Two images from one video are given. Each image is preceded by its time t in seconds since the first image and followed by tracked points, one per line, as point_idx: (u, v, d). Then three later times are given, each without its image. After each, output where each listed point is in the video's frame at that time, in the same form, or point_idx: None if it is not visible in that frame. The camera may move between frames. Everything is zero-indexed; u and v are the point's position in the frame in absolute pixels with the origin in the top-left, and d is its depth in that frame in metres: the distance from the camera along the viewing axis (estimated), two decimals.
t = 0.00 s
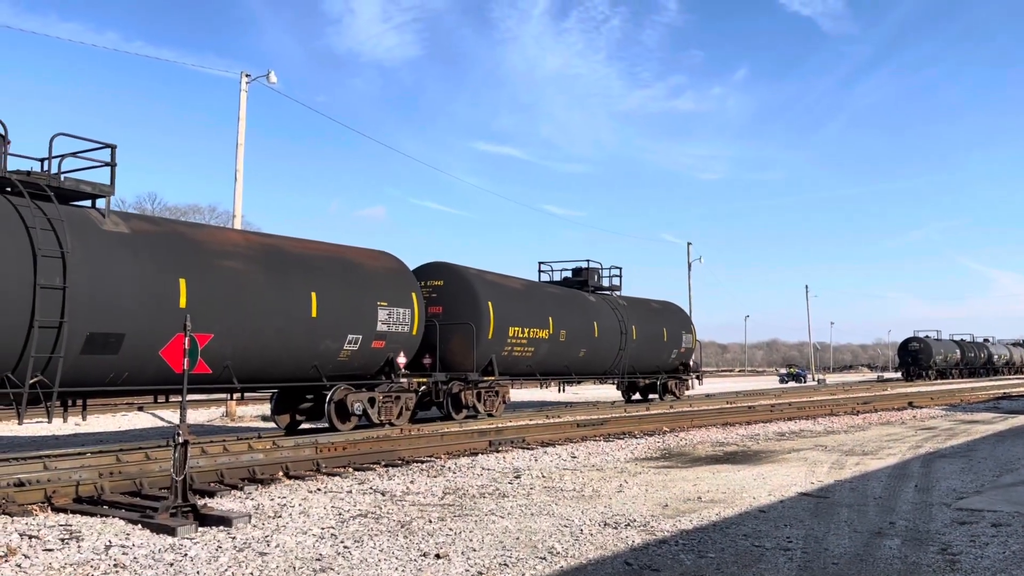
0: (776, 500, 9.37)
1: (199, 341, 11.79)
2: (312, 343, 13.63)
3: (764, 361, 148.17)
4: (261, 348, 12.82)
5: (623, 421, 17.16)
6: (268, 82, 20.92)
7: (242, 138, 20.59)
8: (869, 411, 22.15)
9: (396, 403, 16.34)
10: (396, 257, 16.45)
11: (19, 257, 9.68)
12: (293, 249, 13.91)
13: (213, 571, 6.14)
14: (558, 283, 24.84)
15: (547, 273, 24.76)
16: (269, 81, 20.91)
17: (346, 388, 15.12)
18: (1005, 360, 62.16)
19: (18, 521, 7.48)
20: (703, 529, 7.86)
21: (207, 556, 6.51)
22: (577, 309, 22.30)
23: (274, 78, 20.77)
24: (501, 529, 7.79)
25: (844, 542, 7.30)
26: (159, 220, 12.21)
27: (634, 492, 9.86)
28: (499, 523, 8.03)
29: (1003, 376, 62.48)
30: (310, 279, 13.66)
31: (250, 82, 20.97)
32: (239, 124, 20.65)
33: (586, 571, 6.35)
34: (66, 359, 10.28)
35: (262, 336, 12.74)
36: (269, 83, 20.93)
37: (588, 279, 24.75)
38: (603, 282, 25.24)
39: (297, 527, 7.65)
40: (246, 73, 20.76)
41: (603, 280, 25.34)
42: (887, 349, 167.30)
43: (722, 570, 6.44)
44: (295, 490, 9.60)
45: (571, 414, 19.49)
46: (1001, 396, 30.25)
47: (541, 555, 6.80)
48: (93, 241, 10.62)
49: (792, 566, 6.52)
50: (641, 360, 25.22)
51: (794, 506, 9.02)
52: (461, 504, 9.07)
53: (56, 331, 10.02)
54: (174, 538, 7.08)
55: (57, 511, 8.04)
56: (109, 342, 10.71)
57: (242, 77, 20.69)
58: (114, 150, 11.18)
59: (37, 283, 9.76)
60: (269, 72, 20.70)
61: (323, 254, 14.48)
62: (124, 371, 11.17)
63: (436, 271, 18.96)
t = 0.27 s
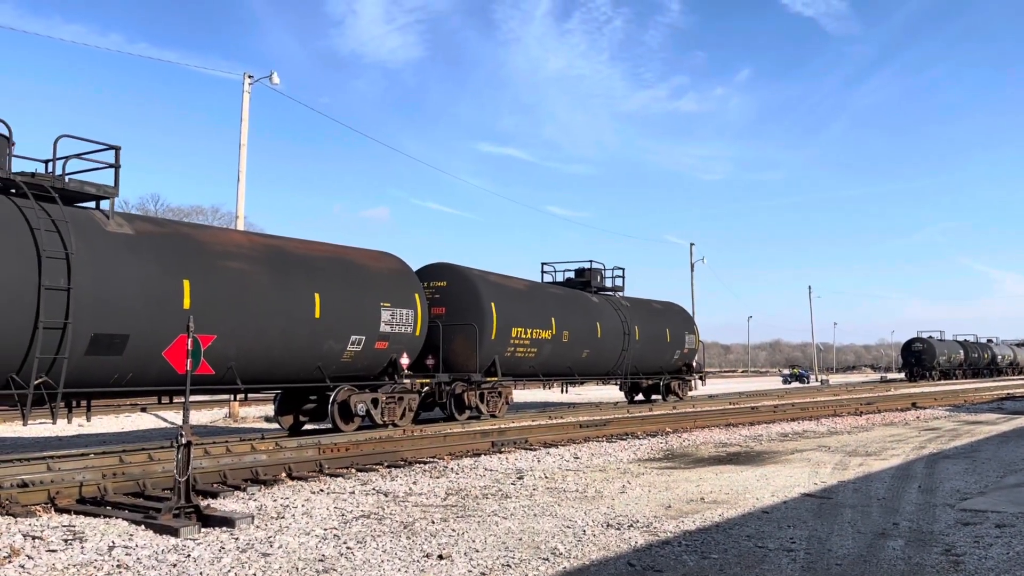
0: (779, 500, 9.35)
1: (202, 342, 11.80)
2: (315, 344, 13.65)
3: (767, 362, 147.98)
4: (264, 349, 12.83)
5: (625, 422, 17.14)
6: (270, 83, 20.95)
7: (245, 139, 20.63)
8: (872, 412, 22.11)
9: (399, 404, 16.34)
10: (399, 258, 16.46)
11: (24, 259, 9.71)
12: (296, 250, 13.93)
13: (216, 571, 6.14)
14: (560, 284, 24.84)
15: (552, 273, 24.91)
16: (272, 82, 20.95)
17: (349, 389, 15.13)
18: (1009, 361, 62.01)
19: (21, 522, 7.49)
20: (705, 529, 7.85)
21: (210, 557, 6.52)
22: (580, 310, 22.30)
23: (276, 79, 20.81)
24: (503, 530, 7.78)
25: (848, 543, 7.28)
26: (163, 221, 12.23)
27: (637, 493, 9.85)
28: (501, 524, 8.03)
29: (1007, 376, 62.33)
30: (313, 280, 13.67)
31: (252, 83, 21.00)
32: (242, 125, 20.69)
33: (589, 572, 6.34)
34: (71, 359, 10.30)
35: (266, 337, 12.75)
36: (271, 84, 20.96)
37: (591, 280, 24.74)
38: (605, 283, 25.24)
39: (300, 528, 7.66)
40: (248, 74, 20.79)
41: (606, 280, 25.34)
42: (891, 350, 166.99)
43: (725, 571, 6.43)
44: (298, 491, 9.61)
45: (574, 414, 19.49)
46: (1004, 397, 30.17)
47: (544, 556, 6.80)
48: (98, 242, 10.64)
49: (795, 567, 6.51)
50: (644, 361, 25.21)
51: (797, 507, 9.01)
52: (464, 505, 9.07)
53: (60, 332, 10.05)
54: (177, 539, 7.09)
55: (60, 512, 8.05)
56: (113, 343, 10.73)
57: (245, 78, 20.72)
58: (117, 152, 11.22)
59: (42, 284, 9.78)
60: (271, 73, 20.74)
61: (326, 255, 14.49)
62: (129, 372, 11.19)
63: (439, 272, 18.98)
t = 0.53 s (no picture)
0: (783, 501, 9.34)
1: (206, 343, 11.81)
2: (319, 344, 13.65)
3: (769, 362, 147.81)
4: (268, 350, 12.85)
5: (628, 422, 17.13)
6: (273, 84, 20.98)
7: (248, 140, 20.66)
8: (875, 412, 22.06)
9: (403, 404, 16.35)
10: (402, 258, 16.47)
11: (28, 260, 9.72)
12: (299, 250, 13.94)
13: (219, 572, 6.15)
14: (563, 285, 24.83)
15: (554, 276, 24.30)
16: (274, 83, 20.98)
17: (353, 389, 15.15)
18: (1013, 361, 61.87)
19: (25, 523, 7.51)
20: (708, 530, 7.84)
21: (213, 557, 6.53)
22: (583, 310, 22.29)
23: (279, 80, 20.84)
24: (506, 531, 7.78)
25: (851, 543, 7.28)
26: (167, 222, 12.25)
27: (640, 493, 9.85)
28: (504, 524, 8.02)
29: (1010, 376, 62.18)
30: (317, 281, 13.68)
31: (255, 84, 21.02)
32: (245, 126, 20.72)
33: (592, 573, 6.34)
34: (76, 360, 10.32)
35: (269, 338, 12.77)
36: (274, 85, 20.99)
37: (594, 280, 24.73)
38: (608, 283, 25.23)
39: (303, 529, 7.66)
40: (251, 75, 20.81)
41: (609, 281, 25.32)
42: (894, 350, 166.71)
43: (728, 571, 6.42)
44: (301, 492, 9.62)
45: (577, 415, 19.48)
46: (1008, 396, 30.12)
47: (546, 556, 6.80)
48: (102, 243, 10.66)
49: (799, 568, 6.50)
50: (647, 361, 25.20)
51: (801, 507, 9.00)
52: (467, 505, 9.07)
53: (65, 333, 10.07)
54: (181, 539, 7.11)
55: (63, 513, 8.07)
56: (118, 344, 10.76)
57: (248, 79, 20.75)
58: (121, 153, 11.25)
59: (47, 286, 9.80)
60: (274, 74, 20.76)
61: (329, 255, 14.50)
62: (133, 372, 11.22)
63: (442, 273, 18.99)
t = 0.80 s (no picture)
0: (786, 501, 9.33)
1: (209, 343, 11.81)
2: (322, 344, 13.66)
3: (772, 362, 147.67)
4: (272, 350, 12.86)
5: (631, 422, 17.14)
6: (275, 85, 21.01)
7: (250, 141, 20.70)
8: (879, 412, 22.04)
9: (406, 404, 16.37)
10: (404, 259, 16.48)
11: (34, 261, 9.75)
12: (302, 251, 13.95)
13: (222, 572, 6.17)
14: (566, 285, 24.83)
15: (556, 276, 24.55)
16: (277, 84, 21.01)
17: (356, 390, 15.16)
18: (1016, 361, 61.75)
19: (29, 523, 7.53)
20: (711, 530, 7.84)
21: (216, 558, 6.54)
22: (586, 311, 22.28)
23: (281, 81, 20.88)
24: (509, 531, 7.78)
25: (854, 544, 7.27)
26: (171, 223, 12.27)
27: (643, 494, 9.85)
28: (507, 525, 8.03)
29: (1014, 377, 62.05)
30: (320, 282, 13.69)
31: (257, 85, 21.05)
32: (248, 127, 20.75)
33: (595, 573, 6.34)
34: (81, 360, 10.34)
35: (273, 338, 12.78)
36: (276, 86, 21.02)
37: (597, 281, 24.72)
38: (611, 284, 25.22)
39: (306, 529, 7.67)
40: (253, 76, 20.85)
41: (611, 281, 25.32)
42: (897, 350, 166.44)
43: (731, 572, 6.41)
44: (304, 492, 9.63)
45: (580, 415, 19.47)
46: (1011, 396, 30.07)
47: (549, 557, 6.80)
48: (106, 244, 10.69)
49: (802, 568, 6.50)
50: (650, 362, 25.19)
51: (804, 507, 8.99)
52: (470, 506, 9.07)
53: (70, 333, 10.09)
54: (184, 540, 7.12)
55: (67, 513, 8.08)
56: (122, 344, 10.77)
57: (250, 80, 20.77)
58: (126, 154, 11.29)
59: (52, 286, 9.82)
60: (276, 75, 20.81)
61: (332, 256, 14.51)
62: (138, 373, 11.24)
63: (445, 274, 19.01)
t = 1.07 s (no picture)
0: (788, 502, 9.32)
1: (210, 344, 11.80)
2: (325, 345, 13.67)
3: (775, 362, 147.59)
4: (275, 351, 12.88)
5: (633, 422, 17.13)
6: (278, 85, 21.04)
7: (253, 141, 20.72)
8: (881, 412, 22.02)
9: (410, 404, 16.38)
10: (407, 259, 16.49)
11: (38, 262, 9.77)
12: (306, 252, 13.96)
13: (225, 572, 6.17)
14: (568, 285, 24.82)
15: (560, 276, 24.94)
16: (279, 84, 21.04)
17: (360, 390, 15.19)
18: (1019, 361, 61.65)
19: (32, 523, 7.54)
20: (714, 531, 7.83)
21: (219, 558, 6.54)
22: (589, 311, 22.28)
23: (284, 81, 20.91)
24: (511, 531, 7.79)
25: (857, 544, 7.26)
26: (175, 224, 12.29)
27: (645, 494, 9.85)
28: (510, 525, 8.02)
29: (1017, 377, 61.95)
30: (323, 283, 13.70)
31: (260, 85, 21.08)
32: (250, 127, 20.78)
33: (597, 574, 6.34)
34: (85, 361, 10.36)
35: (277, 339, 12.80)
36: (279, 87, 21.05)
37: (600, 281, 24.71)
38: (614, 284, 25.22)
39: (309, 529, 7.68)
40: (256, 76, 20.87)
41: (614, 281, 25.31)
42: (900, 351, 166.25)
43: (734, 572, 6.41)
44: (306, 492, 9.64)
45: (582, 416, 19.46)
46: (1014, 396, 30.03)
47: (552, 557, 6.80)
48: (111, 245, 10.71)
49: (805, 569, 6.49)
50: (653, 362, 25.18)
51: (806, 508, 8.98)
52: (472, 506, 9.08)
53: (75, 334, 10.11)
54: (186, 540, 7.12)
55: (70, 513, 8.10)
56: (127, 345, 10.79)
57: (252, 80, 20.80)
58: (131, 155, 11.34)
59: (56, 287, 9.85)
60: (279, 75, 20.83)
61: (336, 257, 14.52)
62: (142, 373, 11.25)
63: (447, 274, 19.02)
